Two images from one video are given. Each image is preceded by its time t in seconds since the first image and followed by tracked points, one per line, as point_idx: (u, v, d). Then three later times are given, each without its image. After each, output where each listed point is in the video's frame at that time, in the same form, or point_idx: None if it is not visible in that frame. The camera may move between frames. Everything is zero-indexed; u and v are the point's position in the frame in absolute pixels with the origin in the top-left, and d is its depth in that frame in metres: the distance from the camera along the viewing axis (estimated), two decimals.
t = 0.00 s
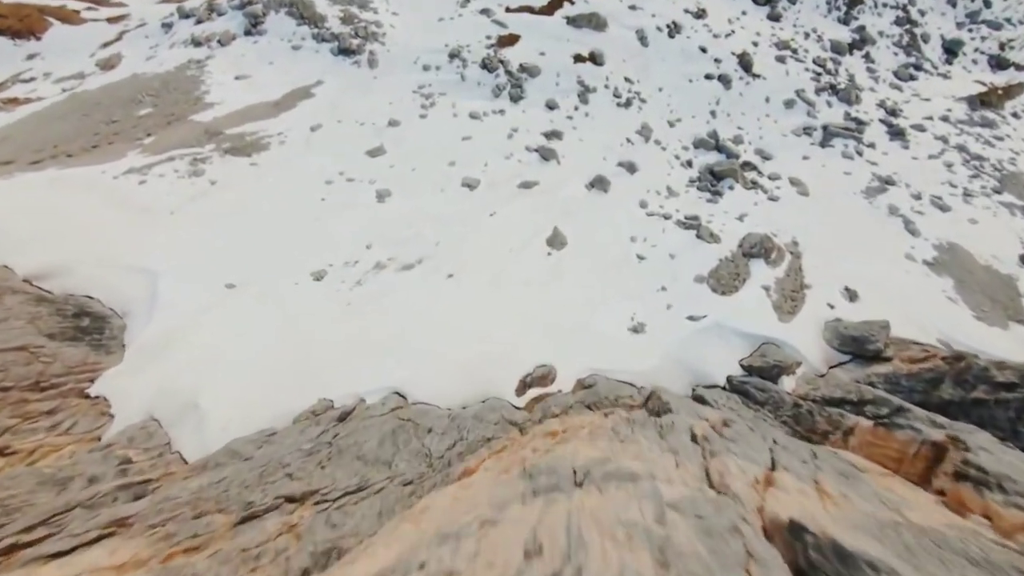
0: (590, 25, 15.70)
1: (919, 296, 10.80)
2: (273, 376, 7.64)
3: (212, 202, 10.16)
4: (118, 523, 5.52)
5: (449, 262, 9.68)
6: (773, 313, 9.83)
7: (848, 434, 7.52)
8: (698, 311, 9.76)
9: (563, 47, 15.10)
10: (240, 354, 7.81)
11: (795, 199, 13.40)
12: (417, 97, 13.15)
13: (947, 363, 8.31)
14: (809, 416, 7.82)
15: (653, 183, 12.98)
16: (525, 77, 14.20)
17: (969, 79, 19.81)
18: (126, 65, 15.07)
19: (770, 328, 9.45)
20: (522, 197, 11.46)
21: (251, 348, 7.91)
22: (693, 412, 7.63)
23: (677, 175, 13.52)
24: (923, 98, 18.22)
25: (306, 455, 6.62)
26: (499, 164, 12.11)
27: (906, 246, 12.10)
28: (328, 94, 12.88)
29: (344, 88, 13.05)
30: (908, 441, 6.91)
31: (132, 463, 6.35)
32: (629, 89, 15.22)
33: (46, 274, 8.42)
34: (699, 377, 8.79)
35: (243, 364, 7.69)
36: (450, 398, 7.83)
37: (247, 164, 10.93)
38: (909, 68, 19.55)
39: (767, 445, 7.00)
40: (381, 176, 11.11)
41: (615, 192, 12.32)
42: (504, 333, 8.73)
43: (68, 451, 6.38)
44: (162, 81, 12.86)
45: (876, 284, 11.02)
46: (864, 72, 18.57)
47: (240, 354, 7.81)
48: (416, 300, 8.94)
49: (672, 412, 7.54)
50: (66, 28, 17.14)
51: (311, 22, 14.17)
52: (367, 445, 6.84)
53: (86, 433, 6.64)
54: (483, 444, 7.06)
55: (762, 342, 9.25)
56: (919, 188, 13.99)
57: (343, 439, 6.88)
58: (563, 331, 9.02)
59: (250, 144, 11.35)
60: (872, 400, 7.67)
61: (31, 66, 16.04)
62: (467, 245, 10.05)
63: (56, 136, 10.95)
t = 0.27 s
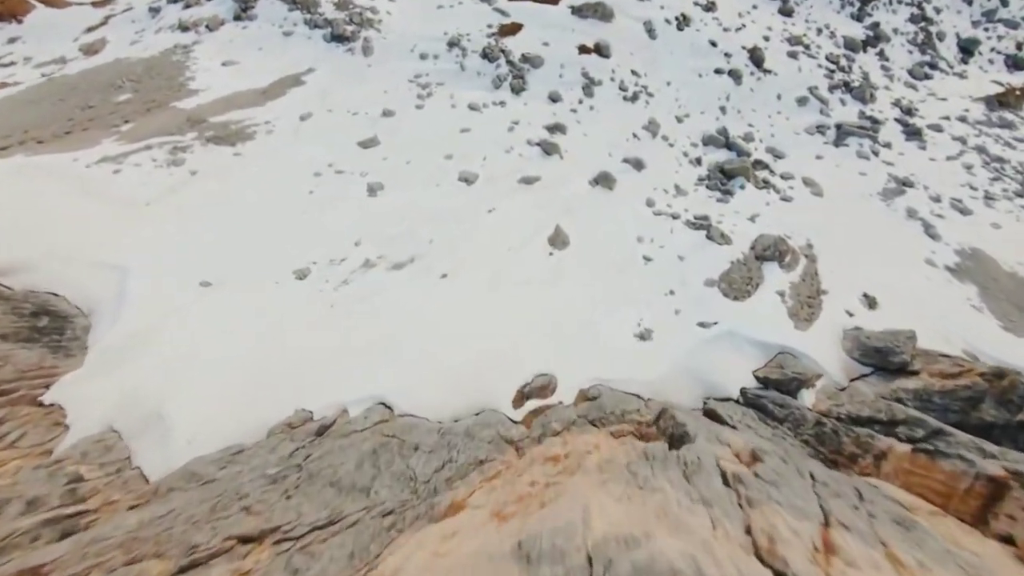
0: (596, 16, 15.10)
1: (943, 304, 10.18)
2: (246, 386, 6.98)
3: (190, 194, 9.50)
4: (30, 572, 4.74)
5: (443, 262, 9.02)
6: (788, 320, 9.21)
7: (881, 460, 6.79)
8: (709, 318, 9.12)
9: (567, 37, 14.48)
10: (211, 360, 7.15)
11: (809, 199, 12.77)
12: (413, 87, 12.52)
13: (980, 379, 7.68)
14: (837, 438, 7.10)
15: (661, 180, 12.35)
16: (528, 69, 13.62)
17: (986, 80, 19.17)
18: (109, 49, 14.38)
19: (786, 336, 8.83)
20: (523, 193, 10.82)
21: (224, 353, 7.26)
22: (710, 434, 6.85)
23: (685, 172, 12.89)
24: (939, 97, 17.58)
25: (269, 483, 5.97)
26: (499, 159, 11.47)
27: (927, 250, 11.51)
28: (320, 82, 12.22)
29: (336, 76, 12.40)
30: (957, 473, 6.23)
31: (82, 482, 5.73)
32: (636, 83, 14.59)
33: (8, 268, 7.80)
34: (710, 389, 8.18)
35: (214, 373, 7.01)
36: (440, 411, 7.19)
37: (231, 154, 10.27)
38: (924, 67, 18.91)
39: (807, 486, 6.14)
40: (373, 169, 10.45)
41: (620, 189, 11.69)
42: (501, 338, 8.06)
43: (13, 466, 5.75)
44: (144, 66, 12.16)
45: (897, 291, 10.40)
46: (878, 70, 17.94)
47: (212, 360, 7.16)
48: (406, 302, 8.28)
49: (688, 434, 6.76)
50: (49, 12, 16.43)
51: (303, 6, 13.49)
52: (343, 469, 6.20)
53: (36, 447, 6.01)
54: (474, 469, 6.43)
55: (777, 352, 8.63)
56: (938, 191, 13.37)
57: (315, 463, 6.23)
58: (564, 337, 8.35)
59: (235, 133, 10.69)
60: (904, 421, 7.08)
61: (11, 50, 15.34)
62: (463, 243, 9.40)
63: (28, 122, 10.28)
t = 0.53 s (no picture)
0: (602, 8, 14.52)
1: (969, 314, 9.56)
2: (214, 398, 6.32)
3: (166, 185, 8.84)
4: None
5: (437, 262, 8.38)
6: (806, 329, 8.59)
7: (922, 491, 6.05)
8: (722, 326, 8.48)
9: (572, 28, 13.86)
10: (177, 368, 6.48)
11: (824, 201, 12.15)
12: (410, 78, 11.88)
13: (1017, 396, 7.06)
14: (871, 465, 6.33)
15: (669, 179, 11.73)
16: (530, 60, 13.02)
17: (1004, 80, 18.54)
18: (92, 35, 13.71)
19: (804, 346, 8.21)
20: (523, 190, 10.20)
21: (193, 360, 6.60)
22: (734, 467, 6.07)
23: (694, 171, 12.27)
24: (956, 97, 16.98)
25: (219, 523, 5.21)
26: (499, 154, 10.85)
27: (950, 256, 10.90)
28: (311, 71, 11.59)
29: (329, 65, 11.78)
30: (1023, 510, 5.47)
31: (20, 507, 5.12)
32: (642, 77, 13.97)
33: None
34: (723, 404, 7.55)
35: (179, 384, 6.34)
36: (430, 428, 6.54)
37: (212, 144, 9.62)
38: (940, 66, 18.28)
39: (871, 549, 5.21)
40: (364, 162, 9.81)
41: (626, 188, 11.08)
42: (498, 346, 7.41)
43: None
44: (125, 51, 11.50)
45: (919, 299, 9.79)
46: (892, 68, 17.34)
47: (178, 368, 6.50)
48: (395, 306, 7.63)
49: (710, 466, 5.95)
50: None
51: None
52: (313, 500, 5.46)
53: None
54: (463, 501, 5.59)
55: (795, 364, 8.01)
56: (958, 194, 12.75)
57: (278, 494, 5.50)
58: (567, 344, 7.70)
59: (218, 122, 10.05)
60: (945, 446, 6.32)
61: None
62: (459, 242, 8.76)
63: None
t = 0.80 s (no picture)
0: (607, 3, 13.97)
1: (999, 326, 8.94)
2: (166, 420, 5.68)
3: (137, 180, 8.21)
4: None
5: (429, 264, 7.78)
6: (827, 342, 7.97)
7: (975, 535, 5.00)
8: (736, 338, 7.89)
9: (575, 22, 13.30)
10: (130, 384, 5.86)
11: (839, 205, 11.55)
12: (405, 71, 11.29)
13: None
14: (913, 500, 5.49)
15: (676, 180, 11.13)
16: (531, 55, 12.46)
17: (1018, 83, 18.02)
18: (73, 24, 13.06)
19: (825, 361, 7.59)
20: (524, 189, 9.60)
21: (147, 375, 5.96)
22: (768, 513, 5.08)
23: (703, 172, 11.67)
24: (971, 100, 16.44)
25: None
26: (498, 151, 10.27)
27: (974, 265, 10.29)
28: (300, 62, 10.97)
29: (319, 57, 11.17)
30: None
31: None
32: (648, 74, 13.40)
33: None
34: (740, 424, 6.91)
35: (130, 403, 5.71)
36: (416, 450, 5.89)
37: (190, 137, 9.00)
38: (953, 69, 17.77)
39: None
40: (353, 158, 9.22)
41: (632, 188, 10.49)
42: (494, 358, 6.81)
43: None
44: (103, 39, 10.86)
45: (943, 309, 9.20)
46: (905, 70, 16.80)
47: (136, 381, 5.89)
48: (382, 312, 7.02)
49: (740, 510, 4.94)
50: None
51: None
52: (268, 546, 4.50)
53: None
54: (449, 547, 4.73)
55: (816, 379, 7.40)
56: (979, 199, 12.18)
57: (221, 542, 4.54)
58: (568, 357, 7.08)
59: (198, 115, 9.42)
60: (999, 479, 5.48)
61: None
62: (452, 243, 8.15)
63: None
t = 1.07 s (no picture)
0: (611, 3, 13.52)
1: None
2: (100, 445, 4.98)
3: (105, 178, 7.60)
4: None
5: (420, 272, 7.15)
6: (852, 359, 7.33)
7: None
8: (753, 354, 7.26)
9: (578, 22, 12.83)
10: (60, 407, 5.16)
11: (856, 212, 10.97)
12: (400, 69, 10.76)
13: None
14: (972, 548, 4.98)
15: (684, 185, 10.55)
16: (532, 54, 11.97)
17: None
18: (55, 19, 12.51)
19: (851, 381, 6.95)
20: (523, 192, 9.02)
21: (81, 396, 5.27)
22: None
23: (712, 177, 11.10)
24: (984, 106, 15.98)
25: None
26: (496, 152, 9.70)
27: (1002, 276, 9.68)
28: (290, 59, 10.42)
29: (310, 54, 10.64)
30: None
31: None
32: (654, 75, 12.90)
33: None
34: (760, 451, 6.26)
35: (60, 429, 5.02)
36: (399, 483, 5.22)
37: (167, 134, 8.41)
38: (964, 74, 17.34)
39: None
40: (341, 158, 8.64)
41: (638, 193, 9.92)
42: (488, 375, 6.14)
43: None
44: (82, 33, 10.31)
45: (973, 324, 8.57)
46: (916, 75, 16.36)
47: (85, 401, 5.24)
48: (366, 323, 6.38)
49: None
50: None
51: None
52: None
53: None
54: None
55: (844, 401, 6.78)
56: (1001, 207, 11.62)
57: None
58: (571, 375, 6.43)
59: (177, 111, 8.84)
60: None
61: None
62: (446, 249, 7.53)
63: None
